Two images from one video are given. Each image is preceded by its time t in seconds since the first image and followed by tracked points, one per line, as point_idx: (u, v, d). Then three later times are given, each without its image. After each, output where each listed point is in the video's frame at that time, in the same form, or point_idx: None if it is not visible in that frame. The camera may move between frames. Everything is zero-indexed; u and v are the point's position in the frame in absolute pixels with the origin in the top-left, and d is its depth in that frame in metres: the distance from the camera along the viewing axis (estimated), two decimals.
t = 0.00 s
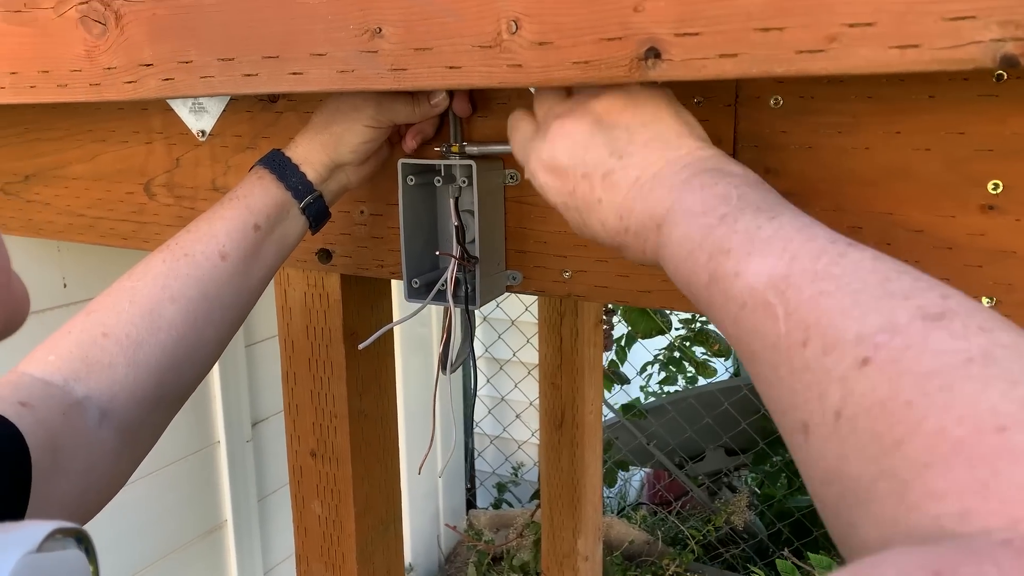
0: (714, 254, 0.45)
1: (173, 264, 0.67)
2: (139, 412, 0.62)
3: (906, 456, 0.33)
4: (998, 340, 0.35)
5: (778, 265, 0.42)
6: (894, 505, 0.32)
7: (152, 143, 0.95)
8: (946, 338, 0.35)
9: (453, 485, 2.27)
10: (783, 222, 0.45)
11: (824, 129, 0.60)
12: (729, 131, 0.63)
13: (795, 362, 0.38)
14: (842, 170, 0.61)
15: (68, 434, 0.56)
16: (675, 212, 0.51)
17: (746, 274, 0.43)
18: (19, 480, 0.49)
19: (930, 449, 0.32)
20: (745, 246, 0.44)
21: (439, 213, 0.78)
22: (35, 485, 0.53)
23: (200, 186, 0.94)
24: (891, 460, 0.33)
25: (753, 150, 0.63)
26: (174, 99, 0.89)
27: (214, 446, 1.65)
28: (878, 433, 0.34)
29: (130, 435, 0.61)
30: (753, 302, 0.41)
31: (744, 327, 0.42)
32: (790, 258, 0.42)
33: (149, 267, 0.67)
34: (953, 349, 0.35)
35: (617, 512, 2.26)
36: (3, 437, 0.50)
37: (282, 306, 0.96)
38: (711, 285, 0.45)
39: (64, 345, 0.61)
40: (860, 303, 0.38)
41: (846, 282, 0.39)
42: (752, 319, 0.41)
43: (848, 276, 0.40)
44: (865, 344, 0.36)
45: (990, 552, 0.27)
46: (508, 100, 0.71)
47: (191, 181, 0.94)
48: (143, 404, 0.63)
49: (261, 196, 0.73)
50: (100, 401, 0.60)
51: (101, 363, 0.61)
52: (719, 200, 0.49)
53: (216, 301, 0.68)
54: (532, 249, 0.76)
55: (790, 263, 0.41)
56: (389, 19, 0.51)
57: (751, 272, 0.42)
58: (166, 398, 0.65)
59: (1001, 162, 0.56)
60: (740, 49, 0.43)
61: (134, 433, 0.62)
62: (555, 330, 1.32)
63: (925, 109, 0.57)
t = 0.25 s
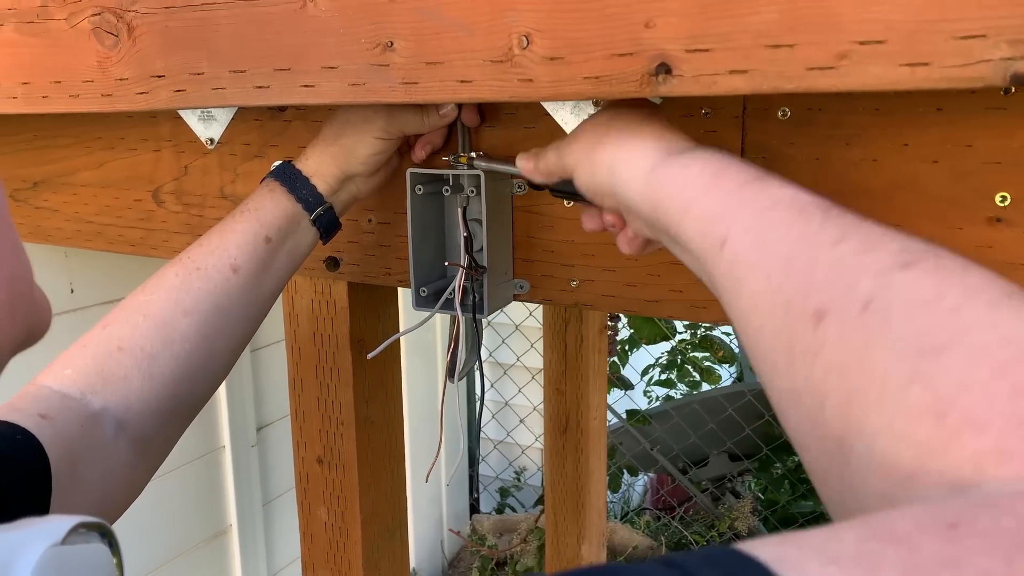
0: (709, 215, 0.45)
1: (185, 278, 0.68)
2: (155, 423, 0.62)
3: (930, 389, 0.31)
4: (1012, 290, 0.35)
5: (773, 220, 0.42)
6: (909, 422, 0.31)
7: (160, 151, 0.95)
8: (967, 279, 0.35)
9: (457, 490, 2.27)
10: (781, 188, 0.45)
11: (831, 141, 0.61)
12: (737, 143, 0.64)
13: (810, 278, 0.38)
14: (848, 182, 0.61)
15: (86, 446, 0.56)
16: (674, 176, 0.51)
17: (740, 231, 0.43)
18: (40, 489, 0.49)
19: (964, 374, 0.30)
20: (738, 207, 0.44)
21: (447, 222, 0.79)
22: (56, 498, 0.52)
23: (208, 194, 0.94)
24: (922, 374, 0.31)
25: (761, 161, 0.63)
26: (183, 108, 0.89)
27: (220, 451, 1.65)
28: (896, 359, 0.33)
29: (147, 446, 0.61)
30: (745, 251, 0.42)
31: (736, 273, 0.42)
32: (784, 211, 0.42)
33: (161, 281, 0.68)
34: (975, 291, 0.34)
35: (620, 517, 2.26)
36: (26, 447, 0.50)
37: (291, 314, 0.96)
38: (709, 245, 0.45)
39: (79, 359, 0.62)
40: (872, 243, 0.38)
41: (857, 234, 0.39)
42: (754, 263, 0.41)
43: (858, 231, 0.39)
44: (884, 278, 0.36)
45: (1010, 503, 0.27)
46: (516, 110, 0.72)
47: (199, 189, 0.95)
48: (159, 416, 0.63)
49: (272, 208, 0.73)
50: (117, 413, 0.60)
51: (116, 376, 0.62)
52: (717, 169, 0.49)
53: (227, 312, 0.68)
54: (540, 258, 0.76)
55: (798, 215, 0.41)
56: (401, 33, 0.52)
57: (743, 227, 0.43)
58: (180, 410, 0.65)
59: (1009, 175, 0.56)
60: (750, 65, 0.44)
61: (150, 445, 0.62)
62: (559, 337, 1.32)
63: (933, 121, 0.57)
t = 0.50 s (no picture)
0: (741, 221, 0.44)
1: (192, 287, 0.68)
2: (162, 432, 0.63)
3: (941, 458, 0.30)
4: None
5: (811, 235, 0.41)
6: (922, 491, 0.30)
7: (166, 157, 0.96)
8: (981, 330, 0.33)
9: (460, 494, 2.27)
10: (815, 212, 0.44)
11: (836, 150, 0.61)
12: (741, 152, 0.64)
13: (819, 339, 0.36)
14: (853, 190, 0.61)
15: (92, 457, 0.58)
16: (687, 197, 0.50)
17: (777, 238, 0.41)
18: (44, 501, 0.51)
19: (977, 440, 0.29)
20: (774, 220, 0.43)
21: (452, 229, 0.79)
22: (63, 509, 0.54)
23: (213, 200, 0.95)
24: (932, 447, 0.30)
25: (765, 169, 0.63)
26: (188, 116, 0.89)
27: (223, 455, 1.66)
28: (908, 431, 0.31)
29: (154, 456, 0.62)
30: (780, 259, 0.40)
31: (762, 281, 0.40)
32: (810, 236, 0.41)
33: (168, 290, 0.68)
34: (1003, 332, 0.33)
35: (623, 522, 2.26)
36: (28, 460, 0.51)
37: (295, 319, 0.97)
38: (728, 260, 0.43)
39: (88, 368, 0.63)
40: (881, 285, 0.36)
41: (872, 268, 0.37)
42: (775, 293, 0.39)
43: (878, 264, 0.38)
44: (889, 339, 0.34)
45: None
46: (521, 118, 0.72)
47: (204, 195, 0.95)
48: (168, 424, 0.64)
49: (278, 217, 0.73)
50: (124, 423, 0.61)
51: (123, 386, 0.62)
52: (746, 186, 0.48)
53: (234, 320, 0.68)
54: (545, 265, 0.76)
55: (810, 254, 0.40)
56: (409, 43, 0.53)
57: (782, 233, 0.42)
58: (188, 418, 0.65)
59: (1014, 184, 0.57)
60: (757, 76, 0.44)
61: (157, 455, 0.63)
62: (563, 342, 1.32)
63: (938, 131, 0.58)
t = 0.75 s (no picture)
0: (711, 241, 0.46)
1: (194, 294, 0.69)
2: (164, 438, 0.64)
3: (898, 435, 0.32)
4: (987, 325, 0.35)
5: (777, 249, 0.42)
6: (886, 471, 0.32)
7: (167, 162, 0.96)
8: (938, 319, 0.35)
9: (460, 498, 2.27)
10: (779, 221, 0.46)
11: (834, 155, 0.61)
12: (740, 157, 0.64)
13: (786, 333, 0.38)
14: (850, 196, 0.61)
15: (95, 462, 0.58)
16: (669, 216, 0.52)
17: (746, 254, 0.43)
18: (48, 502, 0.51)
19: (924, 415, 0.31)
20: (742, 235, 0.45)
21: (452, 234, 0.79)
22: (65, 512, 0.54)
23: (214, 205, 0.95)
24: (886, 427, 0.32)
25: (764, 175, 0.64)
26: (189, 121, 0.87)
27: (223, 459, 1.66)
28: (868, 407, 0.33)
29: (157, 461, 0.63)
30: (749, 272, 0.42)
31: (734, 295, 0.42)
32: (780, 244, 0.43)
33: (170, 296, 0.69)
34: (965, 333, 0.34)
35: (624, 526, 2.26)
36: (32, 463, 0.51)
37: (296, 323, 0.97)
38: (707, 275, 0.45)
39: (91, 375, 0.63)
40: (840, 289, 0.38)
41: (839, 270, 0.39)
42: (746, 304, 0.41)
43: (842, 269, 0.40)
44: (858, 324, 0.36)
45: (971, 523, 0.27)
46: (520, 124, 0.72)
47: (205, 200, 0.95)
48: (169, 430, 0.64)
49: (279, 223, 0.74)
50: (127, 429, 0.61)
51: (126, 392, 0.62)
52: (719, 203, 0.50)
53: (235, 326, 0.69)
54: (545, 270, 0.77)
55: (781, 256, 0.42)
56: (409, 50, 0.53)
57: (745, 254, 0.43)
58: (190, 424, 0.66)
59: (1011, 190, 0.57)
60: (754, 84, 0.44)
61: (160, 460, 0.63)
62: (563, 346, 1.32)
63: (936, 137, 0.58)
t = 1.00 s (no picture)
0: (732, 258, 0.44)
1: (196, 298, 0.69)
2: (167, 444, 0.64)
3: (954, 475, 0.30)
4: None
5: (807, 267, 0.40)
6: (945, 516, 0.30)
7: (169, 166, 0.96)
8: (994, 353, 0.33)
9: (461, 501, 2.27)
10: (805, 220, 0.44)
11: (833, 160, 0.61)
12: (740, 162, 0.64)
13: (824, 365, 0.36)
14: (850, 201, 0.61)
15: (98, 469, 0.58)
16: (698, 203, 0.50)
17: (798, 246, 0.42)
18: (52, 513, 0.51)
19: (986, 459, 0.29)
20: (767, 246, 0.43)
21: (452, 239, 0.80)
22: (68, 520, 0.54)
23: (216, 210, 0.95)
24: (946, 457, 0.30)
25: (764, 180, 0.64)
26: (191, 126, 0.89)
27: (224, 463, 1.66)
28: (920, 443, 0.31)
29: (160, 466, 0.63)
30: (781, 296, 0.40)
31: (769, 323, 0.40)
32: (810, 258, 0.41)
33: (173, 301, 0.69)
34: None
35: (624, 529, 2.25)
36: (34, 473, 0.51)
37: (297, 328, 0.97)
38: (732, 290, 0.43)
39: (93, 381, 0.64)
40: (901, 299, 0.37)
41: (880, 291, 0.37)
42: (793, 296, 0.40)
43: (883, 289, 0.38)
44: (904, 349, 0.34)
45: None
46: (520, 128, 0.72)
47: (207, 204, 0.96)
48: (171, 436, 0.64)
49: (281, 229, 0.74)
50: (130, 435, 0.62)
51: (129, 398, 0.63)
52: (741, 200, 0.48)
53: (237, 332, 0.69)
54: (545, 274, 0.77)
55: (813, 270, 0.40)
56: (410, 57, 0.53)
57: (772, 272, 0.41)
58: (192, 430, 0.66)
59: (1011, 194, 0.57)
60: (754, 91, 0.45)
61: (163, 464, 0.64)
62: (563, 350, 1.32)
63: (935, 142, 0.58)
